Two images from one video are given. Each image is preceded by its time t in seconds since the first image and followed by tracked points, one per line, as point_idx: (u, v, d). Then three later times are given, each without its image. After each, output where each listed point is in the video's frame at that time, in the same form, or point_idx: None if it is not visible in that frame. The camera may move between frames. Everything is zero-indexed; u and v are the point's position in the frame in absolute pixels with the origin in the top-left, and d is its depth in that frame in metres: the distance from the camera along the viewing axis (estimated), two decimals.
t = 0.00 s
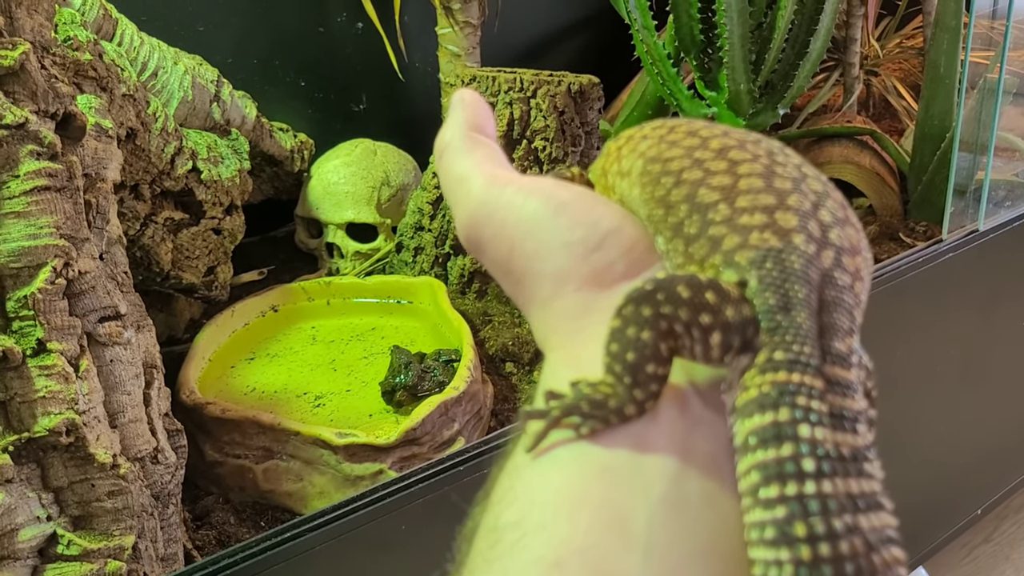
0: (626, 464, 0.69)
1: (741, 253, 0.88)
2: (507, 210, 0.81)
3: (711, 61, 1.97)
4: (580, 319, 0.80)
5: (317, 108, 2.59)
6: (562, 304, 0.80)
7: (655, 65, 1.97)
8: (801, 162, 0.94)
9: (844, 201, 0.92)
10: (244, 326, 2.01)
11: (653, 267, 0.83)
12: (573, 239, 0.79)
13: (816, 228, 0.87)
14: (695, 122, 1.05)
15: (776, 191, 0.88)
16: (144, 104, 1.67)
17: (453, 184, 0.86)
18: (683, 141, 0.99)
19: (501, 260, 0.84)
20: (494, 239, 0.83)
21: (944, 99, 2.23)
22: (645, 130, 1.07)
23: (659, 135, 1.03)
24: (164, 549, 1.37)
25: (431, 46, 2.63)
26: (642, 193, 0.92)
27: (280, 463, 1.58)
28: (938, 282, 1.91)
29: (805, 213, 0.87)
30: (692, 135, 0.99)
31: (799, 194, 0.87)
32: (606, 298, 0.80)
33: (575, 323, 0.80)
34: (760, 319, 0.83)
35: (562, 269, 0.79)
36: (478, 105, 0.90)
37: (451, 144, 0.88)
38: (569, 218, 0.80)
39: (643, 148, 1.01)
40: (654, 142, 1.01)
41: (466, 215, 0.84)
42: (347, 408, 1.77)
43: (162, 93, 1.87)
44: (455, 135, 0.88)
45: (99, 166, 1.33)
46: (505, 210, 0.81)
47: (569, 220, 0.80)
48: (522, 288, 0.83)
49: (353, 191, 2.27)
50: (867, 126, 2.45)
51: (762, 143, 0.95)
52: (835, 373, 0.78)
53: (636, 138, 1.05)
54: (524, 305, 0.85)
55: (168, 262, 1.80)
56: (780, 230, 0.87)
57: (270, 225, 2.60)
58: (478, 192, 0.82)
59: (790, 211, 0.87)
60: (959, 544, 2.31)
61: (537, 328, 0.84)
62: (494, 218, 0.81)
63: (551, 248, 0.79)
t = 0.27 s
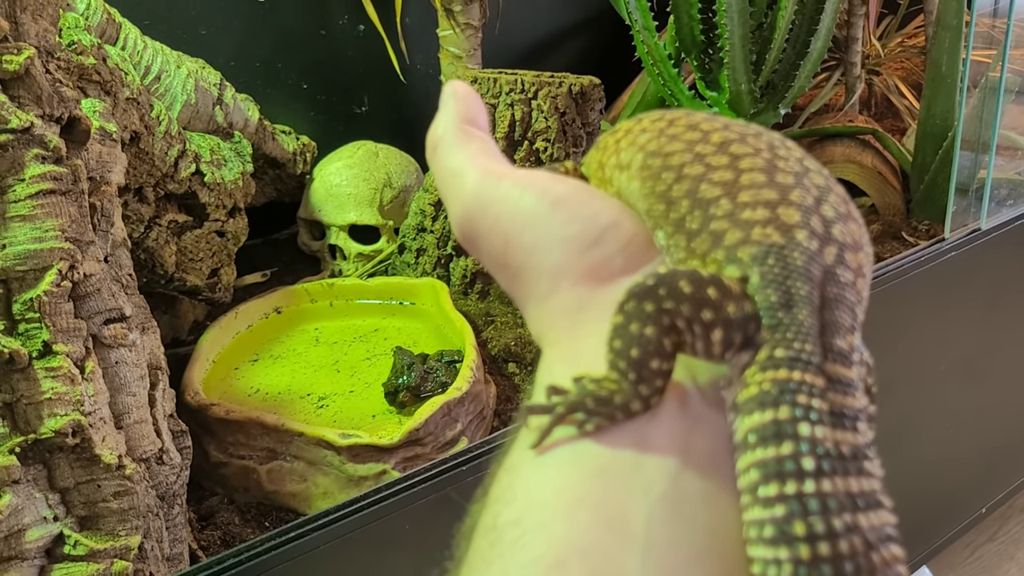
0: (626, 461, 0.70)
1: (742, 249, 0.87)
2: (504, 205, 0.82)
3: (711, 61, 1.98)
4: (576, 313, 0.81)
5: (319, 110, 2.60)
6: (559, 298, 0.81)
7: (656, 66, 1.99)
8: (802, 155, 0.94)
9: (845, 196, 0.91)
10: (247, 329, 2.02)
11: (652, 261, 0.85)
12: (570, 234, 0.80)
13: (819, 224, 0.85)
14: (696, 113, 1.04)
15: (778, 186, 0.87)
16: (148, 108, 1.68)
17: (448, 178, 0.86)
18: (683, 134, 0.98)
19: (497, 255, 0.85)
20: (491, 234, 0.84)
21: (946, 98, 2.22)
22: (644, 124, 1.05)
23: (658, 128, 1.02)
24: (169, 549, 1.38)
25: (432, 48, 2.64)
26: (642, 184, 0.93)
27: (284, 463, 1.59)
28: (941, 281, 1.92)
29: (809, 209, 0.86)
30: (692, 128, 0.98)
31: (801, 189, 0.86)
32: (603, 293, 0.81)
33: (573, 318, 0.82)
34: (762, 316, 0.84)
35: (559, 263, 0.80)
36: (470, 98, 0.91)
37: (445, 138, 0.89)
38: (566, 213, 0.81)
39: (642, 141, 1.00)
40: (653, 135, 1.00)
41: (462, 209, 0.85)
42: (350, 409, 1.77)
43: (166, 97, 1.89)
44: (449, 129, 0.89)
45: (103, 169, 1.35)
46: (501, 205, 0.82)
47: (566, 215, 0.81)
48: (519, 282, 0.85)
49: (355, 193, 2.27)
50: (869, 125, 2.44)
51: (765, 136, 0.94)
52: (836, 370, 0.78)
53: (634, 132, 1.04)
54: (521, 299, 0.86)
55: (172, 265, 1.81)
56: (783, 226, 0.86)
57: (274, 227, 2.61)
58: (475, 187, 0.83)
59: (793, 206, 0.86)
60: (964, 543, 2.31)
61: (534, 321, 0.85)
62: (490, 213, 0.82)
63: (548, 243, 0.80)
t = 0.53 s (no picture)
0: (648, 457, 0.70)
1: (767, 248, 0.87)
2: (519, 196, 0.82)
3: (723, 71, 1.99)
4: (593, 304, 0.81)
5: (330, 118, 2.62)
6: (574, 290, 0.82)
7: (667, 76, 2.00)
8: (820, 152, 0.95)
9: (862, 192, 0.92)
10: (260, 337, 2.03)
11: (670, 255, 0.85)
12: (587, 224, 0.80)
13: (841, 222, 0.86)
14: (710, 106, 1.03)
15: (801, 185, 0.88)
16: (164, 118, 1.69)
17: (459, 167, 0.87)
18: (701, 129, 0.98)
19: (512, 246, 0.86)
20: (505, 225, 0.85)
21: (956, 106, 2.23)
22: (657, 116, 1.05)
23: (674, 122, 1.02)
24: (186, 560, 1.38)
25: (442, 56, 2.65)
26: (658, 178, 0.93)
27: (298, 473, 1.60)
28: (953, 290, 1.93)
29: (830, 207, 0.87)
30: (709, 123, 0.98)
31: (823, 188, 0.87)
32: (620, 284, 0.81)
33: (589, 308, 0.81)
34: (790, 317, 0.82)
35: (574, 254, 0.81)
36: (478, 85, 0.92)
37: (454, 126, 0.90)
38: (582, 204, 0.81)
39: (659, 134, 1.01)
40: (670, 129, 1.01)
41: (474, 199, 0.86)
42: (364, 418, 1.78)
43: (182, 107, 1.90)
44: (458, 117, 0.90)
45: (122, 181, 1.36)
46: (515, 196, 0.82)
47: (582, 206, 0.81)
48: (533, 273, 0.85)
49: (367, 201, 2.28)
50: (878, 134, 2.46)
51: (782, 131, 0.95)
52: (863, 371, 0.78)
53: (648, 124, 1.04)
54: (534, 289, 0.87)
55: (187, 274, 1.83)
56: (808, 225, 0.86)
57: (285, 234, 2.63)
58: (489, 177, 0.84)
59: (816, 205, 0.87)
60: (976, 553, 2.30)
61: (549, 312, 0.85)
62: (504, 203, 0.83)
63: (564, 234, 0.81)
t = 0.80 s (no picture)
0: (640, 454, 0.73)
1: (766, 256, 0.82)
2: (515, 191, 0.84)
3: (733, 79, 1.99)
4: (587, 298, 0.83)
5: (339, 121, 2.62)
6: (570, 284, 0.84)
7: (677, 82, 2.05)
8: (818, 145, 0.91)
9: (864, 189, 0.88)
10: (268, 338, 2.04)
11: (663, 248, 0.86)
12: (583, 222, 0.83)
13: (841, 226, 0.82)
14: (710, 98, 0.97)
15: (800, 186, 0.84)
16: (177, 120, 1.71)
17: (456, 160, 0.88)
18: (700, 126, 0.94)
19: (507, 240, 0.87)
20: (501, 219, 0.86)
21: (963, 116, 2.22)
22: (655, 108, 1.00)
23: (672, 117, 0.97)
24: (195, 558, 1.39)
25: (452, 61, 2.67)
26: (655, 177, 0.90)
27: (307, 473, 1.61)
28: (960, 300, 1.94)
29: (830, 210, 0.82)
30: (708, 119, 0.94)
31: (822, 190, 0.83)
32: (614, 279, 0.83)
33: (583, 303, 0.84)
34: (788, 330, 0.78)
35: (570, 249, 0.83)
36: (473, 75, 0.92)
37: (450, 118, 0.90)
38: (578, 201, 0.83)
39: (656, 130, 0.96)
40: (668, 125, 0.96)
41: (470, 192, 0.87)
42: (372, 420, 1.79)
43: (193, 109, 1.91)
44: (454, 108, 0.90)
45: (136, 182, 1.37)
46: (512, 191, 0.84)
47: (578, 203, 0.83)
48: (529, 265, 0.88)
49: (375, 205, 2.29)
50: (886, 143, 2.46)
51: (782, 127, 0.90)
52: (862, 384, 0.75)
53: (646, 118, 0.99)
54: (528, 281, 0.89)
55: (197, 275, 1.84)
56: (807, 231, 0.81)
57: (293, 236, 2.64)
58: (486, 172, 0.85)
59: (815, 210, 0.82)
60: (978, 562, 2.30)
61: (545, 305, 0.87)
62: (501, 198, 0.85)
63: (561, 230, 0.83)
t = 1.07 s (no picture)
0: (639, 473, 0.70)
1: (772, 272, 0.83)
2: (519, 205, 0.80)
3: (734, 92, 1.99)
4: (591, 318, 0.80)
5: (342, 129, 2.63)
6: (575, 303, 0.80)
7: (678, 94, 2.05)
8: (827, 166, 0.92)
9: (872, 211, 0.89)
10: (267, 346, 2.04)
11: (669, 269, 0.84)
12: (588, 237, 0.79)
13: (847, 245, 0.83)
14: (718, 114, 0.99)
15: (808, 204, 0.85)
16: (177, 128, 1.72)
17: (461, 175, 0.84)
18: (708, 141, 0.95)
19: (510, 256, 0.84)
20: (506, 236, 0.82)
21: (965, 130, 2.21)
22: (663, 124, 1.02)
23: (680, 132, 0.99)
24: (188, 568, 1.38)
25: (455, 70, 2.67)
26: (663, 193, 0.90)
27: (302, 483, 1.60)
28: (961, 314, 1.93)
29: (837, 229, 0.83)
30: (716, 135, 0.95)
31: (829, 209, 0.84)
32: (618, 299, 0.80)
33: (586, 321, 0.80)
34: (793, 345, 0.79)
35: (573, 266, 0.80)
36: (479, 89, 0.88)
37: (456, 133, 0.86)
38: (582, 216, 0.80)
39: (665, 145, 0.98)
40: (676, 140, 0.98)
41: (474, 206, 0.83)
42: (369, 430, 1.78)
43: (194, 116, 1.92)
44: (459, 123, 0.86)
45: (134, 189, 1.37)
46: (517, 206, 0.80)
47: (582, 218, 0.80)
48: (531, 282, 0.84)
49: (377, 214, 2.29)
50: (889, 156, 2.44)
51: (791, 145, 0.92)
52: (865, 402, 0.76)
53: (653, 133, 1.01)
54: (532, 299, 0.85)
55: (196, 283, 1.84)
56: (813, 249, 0.82)
57: (295, 244, 2.64)
58: (491, 188, 0.81)
59: (822, 228, 0.83)
60: None
61: (547, 323, 0.84)
62: (504, 212, 0.81)
63: (565, 247, 0.79)
